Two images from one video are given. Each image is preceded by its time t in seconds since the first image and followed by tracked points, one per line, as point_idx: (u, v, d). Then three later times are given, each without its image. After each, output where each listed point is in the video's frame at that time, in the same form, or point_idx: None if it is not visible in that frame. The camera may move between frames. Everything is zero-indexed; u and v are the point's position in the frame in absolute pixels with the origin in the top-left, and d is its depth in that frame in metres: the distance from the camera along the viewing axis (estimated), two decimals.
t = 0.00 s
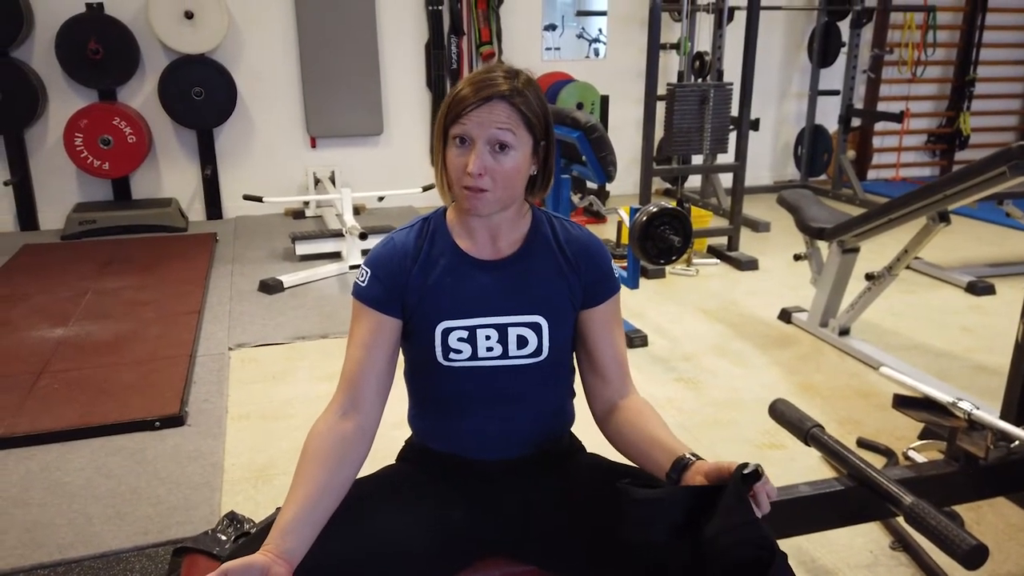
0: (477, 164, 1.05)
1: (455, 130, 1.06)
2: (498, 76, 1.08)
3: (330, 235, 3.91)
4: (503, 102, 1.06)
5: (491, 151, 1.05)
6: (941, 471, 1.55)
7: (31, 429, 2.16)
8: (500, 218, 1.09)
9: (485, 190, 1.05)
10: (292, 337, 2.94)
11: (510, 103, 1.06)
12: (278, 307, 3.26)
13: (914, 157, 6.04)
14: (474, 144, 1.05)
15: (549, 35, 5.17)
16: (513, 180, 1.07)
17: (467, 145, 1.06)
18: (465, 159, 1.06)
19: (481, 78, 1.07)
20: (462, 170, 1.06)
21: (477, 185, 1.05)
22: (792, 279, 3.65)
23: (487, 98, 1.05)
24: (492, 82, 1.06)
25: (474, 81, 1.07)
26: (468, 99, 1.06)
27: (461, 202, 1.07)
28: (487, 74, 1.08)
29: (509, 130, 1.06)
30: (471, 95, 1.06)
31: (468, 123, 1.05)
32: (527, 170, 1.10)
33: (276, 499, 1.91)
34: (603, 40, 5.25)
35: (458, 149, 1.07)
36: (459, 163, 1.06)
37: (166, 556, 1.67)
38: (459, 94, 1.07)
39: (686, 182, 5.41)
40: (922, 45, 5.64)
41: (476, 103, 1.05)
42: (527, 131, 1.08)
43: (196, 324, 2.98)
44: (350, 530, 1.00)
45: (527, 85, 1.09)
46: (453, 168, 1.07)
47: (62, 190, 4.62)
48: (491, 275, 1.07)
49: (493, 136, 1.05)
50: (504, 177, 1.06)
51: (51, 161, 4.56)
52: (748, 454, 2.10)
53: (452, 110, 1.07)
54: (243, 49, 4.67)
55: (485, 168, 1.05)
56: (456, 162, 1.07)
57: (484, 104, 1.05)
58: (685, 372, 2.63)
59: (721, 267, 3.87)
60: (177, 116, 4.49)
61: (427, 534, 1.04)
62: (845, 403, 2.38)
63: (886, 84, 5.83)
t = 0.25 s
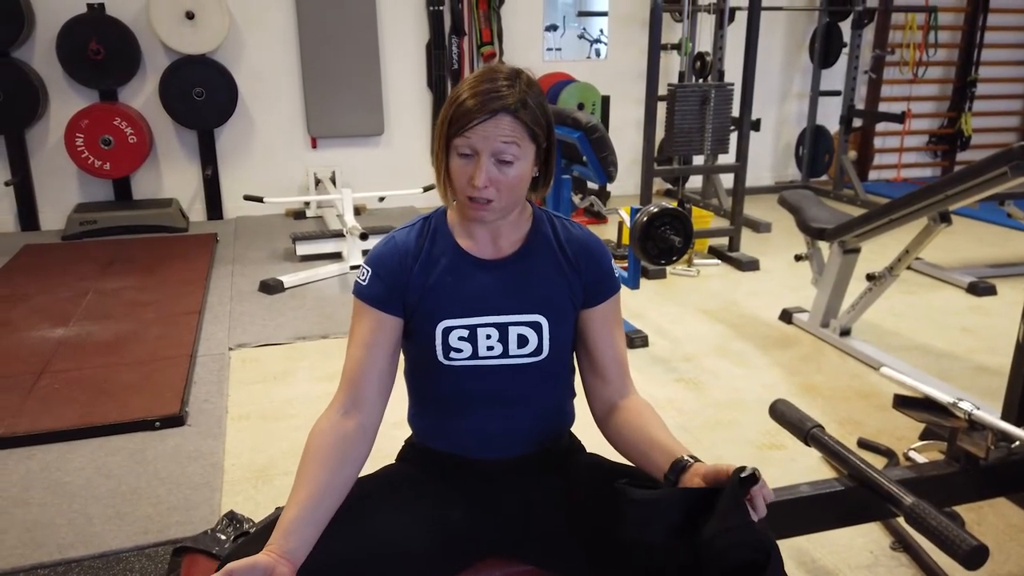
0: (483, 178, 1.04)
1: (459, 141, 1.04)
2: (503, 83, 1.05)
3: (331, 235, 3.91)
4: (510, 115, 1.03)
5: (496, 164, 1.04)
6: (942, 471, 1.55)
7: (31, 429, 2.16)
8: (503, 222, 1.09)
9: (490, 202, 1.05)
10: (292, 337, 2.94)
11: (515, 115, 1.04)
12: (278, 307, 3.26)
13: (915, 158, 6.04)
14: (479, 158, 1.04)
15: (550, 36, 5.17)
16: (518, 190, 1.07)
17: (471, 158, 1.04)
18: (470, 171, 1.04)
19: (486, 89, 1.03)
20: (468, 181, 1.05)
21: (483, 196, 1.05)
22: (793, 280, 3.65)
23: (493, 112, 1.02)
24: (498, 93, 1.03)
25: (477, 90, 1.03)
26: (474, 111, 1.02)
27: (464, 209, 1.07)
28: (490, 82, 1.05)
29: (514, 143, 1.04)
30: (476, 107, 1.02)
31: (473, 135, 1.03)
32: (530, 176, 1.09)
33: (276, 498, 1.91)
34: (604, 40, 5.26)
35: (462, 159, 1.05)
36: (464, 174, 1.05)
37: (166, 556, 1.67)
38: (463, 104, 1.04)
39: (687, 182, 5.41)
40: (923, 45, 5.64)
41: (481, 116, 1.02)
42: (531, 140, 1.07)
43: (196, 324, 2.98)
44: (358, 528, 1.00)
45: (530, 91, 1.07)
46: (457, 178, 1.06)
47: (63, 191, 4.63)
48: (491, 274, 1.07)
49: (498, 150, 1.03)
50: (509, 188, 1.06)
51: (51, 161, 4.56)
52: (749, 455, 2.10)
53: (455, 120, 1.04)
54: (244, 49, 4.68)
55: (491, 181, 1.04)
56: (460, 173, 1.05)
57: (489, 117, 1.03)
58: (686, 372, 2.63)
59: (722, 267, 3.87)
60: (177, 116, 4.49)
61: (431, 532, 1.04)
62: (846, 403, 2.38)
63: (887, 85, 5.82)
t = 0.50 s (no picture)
0: (491, 175, 1.04)
1: (465, 138, 1.04)
2: (506, 81, 1.05)
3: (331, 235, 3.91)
4: (515, 112, 1.04)
5: (503, 161, 1.04)
6: (942, 471, 1.55)
7: (31, 428, 2.16)
8: (505, 219, 1.09)
9: (497, 200, 1.05)
10: (293, 336, 2.94)
11: (520, 112, 1.05)
12: (278, 307, 3.26)
13: (916, 158, 6.03)
14: (486, 155, 1.04)
15: (551, 36, 5.17)
16: (523, 189, 1.07)
17: (477, 155, 1.04)
18: (477, 169, 1.05)
19: (490, 86, 1.04)
20: (474, 179, 1.05)
21: (489, 194, 1.05)
22: (793, 280, 3.64)
23: (500, 109, 1.03)
24: (503, 90, 1.04)
25: (482, 87, 1.04)
26: (480, 108, 1.03)
27: (469, 207, 1.07)
28: (493, 79, 1.05)
29: (522, 140, 1.05)
30: (483, 105, 1.03)
31: (479, 133, 1.03)
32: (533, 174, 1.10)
33: (276, 498, 1.91)
34: (605, 40, 5.26)
35: (467, 157, 1.05)
36: (470, 172, 1.05)
37: (166, 555, 1.67)
38: (468, 101, 1.03)
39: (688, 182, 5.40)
40: (924, 45, 5.63)
41: (488, 113, 1.03)
42: (535, 139, 1.08)
43: (197, 324, 2.98)
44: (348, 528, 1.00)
45: (531, 89, 1.07)
46: (463, 175, 1.06)
47: (64, 190, 4.63)
48: (490, 271, 1.07)
49: (506, 147, 1.04)
50: (515, 186, 1.06)
51: (52, 161, 4.56)
52: (749, 455, 2.09)
53: (461, 118, 1.03)
54: (245, 49, 4.68)
55: (498, 179, 1.04)
56: (466, 170, 1.05)
57: (497, 114, 1.03)
58: (686, 372, 2.63)
59: (723, 267, 3.87)
60: (178, 116, 4.49)
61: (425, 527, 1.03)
62: (847, 403, 2.38)
63: (888, 85, 5.81)
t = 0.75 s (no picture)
0: (504, 182, 1.03)
1: (478, 144, 1.02)
2: (518, 85, 1.03)
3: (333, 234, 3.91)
4: (529, 119, 1.03)
5: (516, 168, 1.04)
6: (945, 470, 1.54)
7: (33, 427, 2.17)
8: (510, 220, 1.09)
9: (508, 205, 1.05)
10: (295, 336, 2.94)
11: (533, 117, 1.03)
12: (280, 306, 3.26)
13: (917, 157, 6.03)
14: (498, 161, 1.03)
15: (552, 36, 5.17)
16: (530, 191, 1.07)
17: (490, 161, 1.03)
18: (489, 175, 1.04)
19: (503, 91, 1.01)
20: (486, 185, 1.04)
21: (501, 200, 1.04)
22: (795, 279, 3.64)
23: (515, 116, 1.01)
24: (517, 97, 1.02)
25: (495, 91, 1.01)
26: (494, 115, 1.00)
27: (478, 211, 1.06)
28: (505, 83, 1.02)
29: (535, 146, 1.04)
30: (497, 112, 1.01)
31: (493, 140, 1.02)
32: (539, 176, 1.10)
33: (278, 497, 1.91)
34: (607, 40, 5.25)
35: (479, 163, 1.03)
36: (482, 178, 1.04)
37: (168, 554, 1.67)
38: (482, 107, 1.01)
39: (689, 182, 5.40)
40: (926, 45, 5.63)
41: (504, 120, 1.01)
42: (545, 143, 1.07)
43: (198, 323, 2.98)
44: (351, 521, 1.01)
45: (537, 89, 1.06)
46: (474, 181, 1.05)
47: (66, 190, 4.63)
48: (492, 271, 1.06)
49: (520, 154, 1.03)
50: (524, 190, 1.06)
51: (54, 161, 4.57)
52: (751, 454, 2.09)
53: (474, 124, 1.01)
54: (247, 49, 4.68)
55: (511, 185, 1.04)
56: (478, 176, 1.04)
57: (512, 121, 1.01)
58: (688, 372, 2.62)
59: (724, 267, 3.87)
60: (180, 116, 4.50)
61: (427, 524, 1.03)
62: (849, 402, 2.38)
63: (890, 84, 5.81)
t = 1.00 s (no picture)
0: (503, 184, 1.03)
1: (477, 148, 1.02)
2: (517, 87, 1.02)
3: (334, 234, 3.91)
4: (528, 121, 1.02)
5: (515, 171, 1.04)
6: (946, 471, 1.54)
7: (34, 426, 2.17)
8: (511, 221, 1.08)
9: (507, 208, 1.05)
10: (296, 335, 2.94)
11: (533, 119, 1.03)
12: (281, 306, 3.26)
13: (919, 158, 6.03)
14: (497, 164, 1.03)
15: (554, 36, 5.17)
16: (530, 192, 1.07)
17: (489, 164, 1.03)
18: (488, 178, 1.03)
19: (502, 95, 1.01)
20: (484, 187, 1.04)
21: (500, 202, 1.04)
22: (796, 280, 3.64)
23: (515, 119, 1.01)
24: (516, 98, 1.01)
25: (495, 94, 1.01)
26: (493, 119, 1.00)
27: (477, 213, 1.06)
28: (504, 84, 1.02)
29: (534, 149, 1.04)
30: (496, 115, 1.01)
31: (493, 143, 1.02)
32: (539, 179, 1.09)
33: (279, 497, 1.91)
34: (608, 40, 5.25)
35: (478, 166, 1.03)
36: (481, 180, 1.04)
37: (168, 554, 1.67)
38: (481, 110, 1.01)
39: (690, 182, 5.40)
40: (928, 45, 5.62)
41: (503, 123, 1.01)
42: (545, 145, 1.07)
43: (200, 323, 2.98)
44: (351, 520, 1.00)
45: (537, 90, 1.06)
46: (473, 183, 1.05)
47: (67, 190, 4.64)
48: (493, 270, 1.06)
49: (519, 158, 1.03)
50: (524, 193, 1.06)
51: (55, 161, 4.57)
52: (752, 454, 2.09)
53: (472, 126, 1.01)
54: (248, 49, 4.68)
55: (510, 188, 1.04)
56: (477, 179, 1.04)
57: (511, 124, 1.01)
58: (689, 372, 2.62)
59: (726, 267, 3.86)
60: (181, 115, 4.50)
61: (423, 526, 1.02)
62: (850, 402, 2.37)
63: (892, 85, 5.80)
